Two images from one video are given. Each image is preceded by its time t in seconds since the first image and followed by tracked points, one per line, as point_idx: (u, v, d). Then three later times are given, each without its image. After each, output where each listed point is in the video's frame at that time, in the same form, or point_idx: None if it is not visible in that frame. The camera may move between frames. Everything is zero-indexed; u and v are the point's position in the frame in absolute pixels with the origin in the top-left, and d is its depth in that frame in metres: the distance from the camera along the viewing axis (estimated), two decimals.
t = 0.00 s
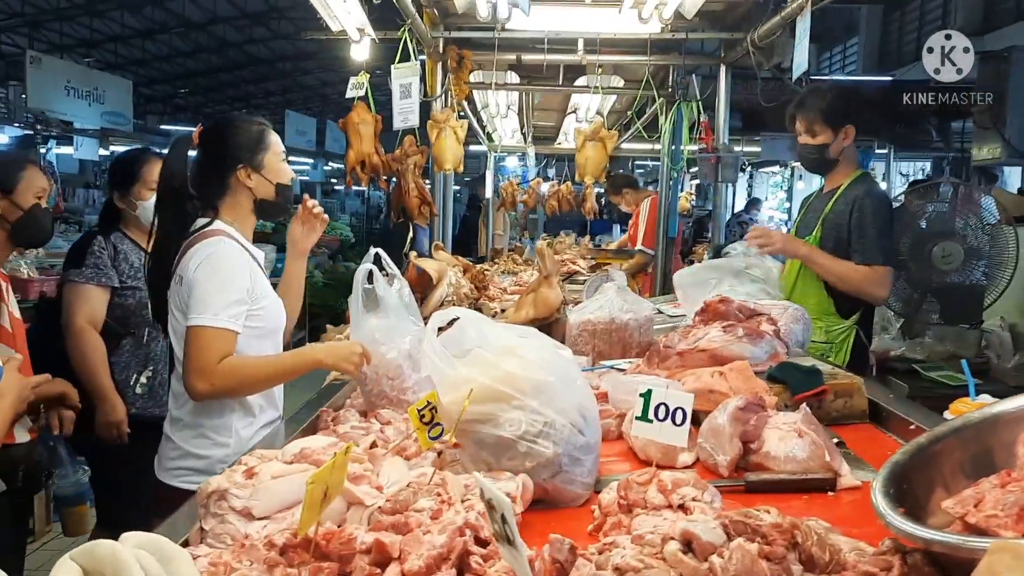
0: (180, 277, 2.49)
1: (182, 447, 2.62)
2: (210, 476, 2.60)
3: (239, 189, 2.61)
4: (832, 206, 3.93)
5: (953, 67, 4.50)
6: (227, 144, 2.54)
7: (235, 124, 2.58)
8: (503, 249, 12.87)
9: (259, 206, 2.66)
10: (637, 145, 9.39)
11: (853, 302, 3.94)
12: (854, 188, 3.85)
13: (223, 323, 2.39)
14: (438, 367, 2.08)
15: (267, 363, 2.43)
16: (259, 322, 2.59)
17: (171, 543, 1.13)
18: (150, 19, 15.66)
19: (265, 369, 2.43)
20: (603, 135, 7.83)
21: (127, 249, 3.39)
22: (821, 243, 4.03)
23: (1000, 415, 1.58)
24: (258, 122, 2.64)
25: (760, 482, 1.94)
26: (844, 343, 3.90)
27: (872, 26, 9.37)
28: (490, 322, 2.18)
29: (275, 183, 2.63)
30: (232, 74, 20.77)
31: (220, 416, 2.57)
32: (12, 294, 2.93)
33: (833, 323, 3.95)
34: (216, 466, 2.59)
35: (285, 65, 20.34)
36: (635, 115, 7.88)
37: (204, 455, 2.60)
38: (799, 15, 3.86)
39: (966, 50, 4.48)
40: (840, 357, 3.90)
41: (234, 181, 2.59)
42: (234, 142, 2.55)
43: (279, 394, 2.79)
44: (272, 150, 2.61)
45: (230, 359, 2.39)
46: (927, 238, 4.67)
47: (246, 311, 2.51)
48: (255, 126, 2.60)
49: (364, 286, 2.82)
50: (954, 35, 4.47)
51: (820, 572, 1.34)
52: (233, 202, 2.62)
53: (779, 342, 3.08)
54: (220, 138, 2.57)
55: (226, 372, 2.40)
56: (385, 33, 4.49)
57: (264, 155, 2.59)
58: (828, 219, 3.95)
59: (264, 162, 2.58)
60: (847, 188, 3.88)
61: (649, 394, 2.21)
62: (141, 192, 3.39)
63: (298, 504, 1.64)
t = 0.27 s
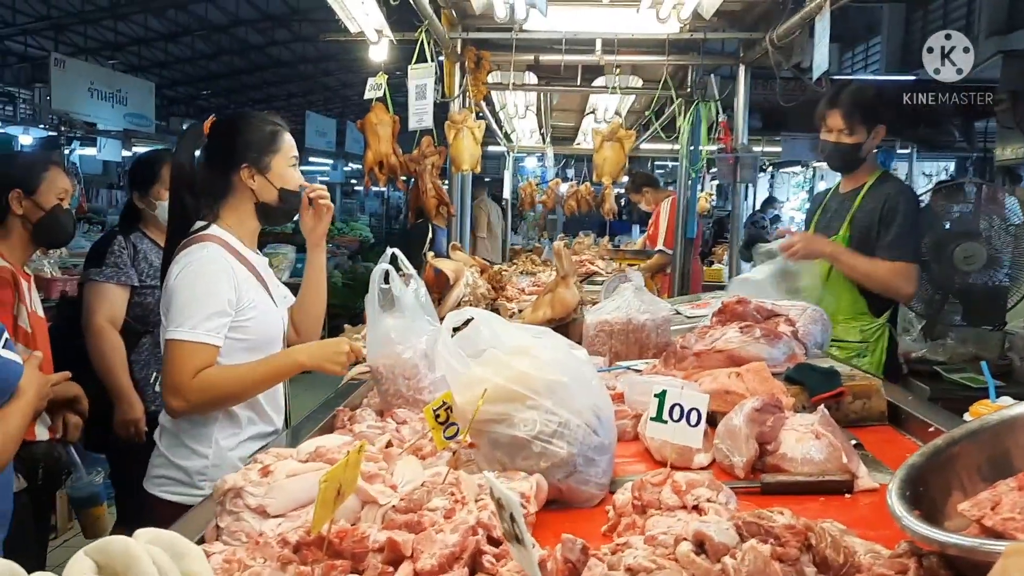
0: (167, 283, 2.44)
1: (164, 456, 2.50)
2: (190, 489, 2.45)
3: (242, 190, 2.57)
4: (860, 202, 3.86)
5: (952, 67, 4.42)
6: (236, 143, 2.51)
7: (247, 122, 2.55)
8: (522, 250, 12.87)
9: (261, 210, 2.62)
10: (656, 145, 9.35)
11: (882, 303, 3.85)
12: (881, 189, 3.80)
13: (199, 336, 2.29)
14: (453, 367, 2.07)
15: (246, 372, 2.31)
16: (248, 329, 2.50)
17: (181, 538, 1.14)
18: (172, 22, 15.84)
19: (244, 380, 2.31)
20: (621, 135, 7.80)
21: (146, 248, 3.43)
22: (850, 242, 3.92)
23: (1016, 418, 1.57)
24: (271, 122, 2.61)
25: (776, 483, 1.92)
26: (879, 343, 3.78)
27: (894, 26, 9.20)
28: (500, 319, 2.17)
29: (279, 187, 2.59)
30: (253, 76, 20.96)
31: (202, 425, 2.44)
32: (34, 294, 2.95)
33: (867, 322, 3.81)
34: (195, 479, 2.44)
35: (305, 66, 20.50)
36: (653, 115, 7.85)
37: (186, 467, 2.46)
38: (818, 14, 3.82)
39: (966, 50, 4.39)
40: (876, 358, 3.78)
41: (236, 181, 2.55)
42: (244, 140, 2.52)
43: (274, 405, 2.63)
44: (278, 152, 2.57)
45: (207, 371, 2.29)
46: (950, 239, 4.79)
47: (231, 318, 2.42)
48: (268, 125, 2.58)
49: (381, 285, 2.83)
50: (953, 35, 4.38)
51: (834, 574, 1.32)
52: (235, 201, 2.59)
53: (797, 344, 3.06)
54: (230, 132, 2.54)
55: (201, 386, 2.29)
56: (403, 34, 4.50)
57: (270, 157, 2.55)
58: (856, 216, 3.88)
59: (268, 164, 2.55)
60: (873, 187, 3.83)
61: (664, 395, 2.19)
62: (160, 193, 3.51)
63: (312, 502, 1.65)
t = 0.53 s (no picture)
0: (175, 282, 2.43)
1: (172, 460, 2.49)
2: (190, 496, 2.43)
3: (254, 187, 2.48)
4: (908, 198, 3.75)
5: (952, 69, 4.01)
6: (259, 139, 2.42)
7: (278, 120, 2.45)
8: (548, 247, 12.85)
9: (271, 211, 2.52)
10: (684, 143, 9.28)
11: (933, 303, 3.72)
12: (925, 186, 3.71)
13: (197, 337, 2.26)
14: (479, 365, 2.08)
15: (242, 372, 2.25)
16: (260, 325, 2.44)
17: (210, 535, 1.16)
18: (203, 23, 16.07)
19: (239, 379, 2.25)
20: (647, 133, 7.76)
21: (176, 248, 3.48)
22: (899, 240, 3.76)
23: None
24: (301, 120, 2.47)
25: (804, 484, 1.90)
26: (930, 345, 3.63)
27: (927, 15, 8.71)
28: (521, 316, 2.18)
29: (289, 191, 2.46)
30: (282, 76, 21.20)
31: (205, 432, 2.40)
32: (67, 292, 2.99)
33: (918, 324, 3.63)
34: (197, 486, 2.41)
35: (333, 65, 20.65)
36: (680, 112, 7.78)
37: (188, 472, 2.45)
38: (848, 9, 3.76)
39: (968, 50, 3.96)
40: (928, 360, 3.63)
41: (249, 176, 2.48)
42: (264, 138, 2.42)
43: (285, 411, 2.54)
44: (298, 154, 2.44)
45: (206, 371, 2.26)
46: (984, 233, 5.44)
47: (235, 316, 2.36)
48: (296, 123, 2.45)
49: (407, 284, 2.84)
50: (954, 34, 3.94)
51: None
52: (251, 197, 2.51)
53: (827, 343, 3.02)
54: (262, 123, 2.46)
55: (201, 386, 2.26)
56: (429, 32, 4.50)
57: (285, 159, 2.43)
58: (904, 212, 3.75)
59: (284, 169, 2.43)
60: (918, 183, 3.72)
61: (690, 395, 2.17)
62: (188, 192, 3.54)
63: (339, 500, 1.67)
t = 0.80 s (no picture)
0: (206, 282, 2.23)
1: (206, 458, 2.34)
2: (228, 496, 2.31)
3: (280, 181, 2.23)
4: (956, 194, 3.52)
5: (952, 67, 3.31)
6: (284, 131, 2.16)
7: (308, 109, 2.18)
8: (564, 244, 12.83)
9: (299, 208, 2.26)
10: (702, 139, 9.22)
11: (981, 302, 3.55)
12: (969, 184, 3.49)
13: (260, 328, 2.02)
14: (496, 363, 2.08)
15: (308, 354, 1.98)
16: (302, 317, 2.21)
17: (226, 529, 1.17)
18: (222, 21, 16.20)
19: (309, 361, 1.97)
20: (664, 130, 7.71)
21: (193, 245, 3.51)
22: (948, 239, 3.55)
23: None
24: (334, 111, 2.20)
25: (820, 481, 1.88)
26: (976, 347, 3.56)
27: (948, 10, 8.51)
28: (539, 317, 2.18)
29: (316, 187, 2.21)
30: (299, 74, 21.32)
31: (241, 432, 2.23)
32: (86, 289, 3.02)
33: (966, 326, 3.52)
34: (234, 487, 2.27)
35: (350, 62, 20.74)
36: (697, 108, 7.74)
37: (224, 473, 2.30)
38: (867, 4, 3.72)
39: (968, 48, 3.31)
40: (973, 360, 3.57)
41: (275, 168, 2.22)
42: (291, 130, 2.15)
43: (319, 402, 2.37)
44: (327, 150, 2.18)
45: (273, 363, 2.00)
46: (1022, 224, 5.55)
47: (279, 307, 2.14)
48: (327, 114, 2.17)
49: (424, 281, 2.85)
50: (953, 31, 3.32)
51: (879, 573, 1.31)
52: (274, 193, 2.26)
53: (844, 340, 3.00)
54: (291, 111, 2.19)
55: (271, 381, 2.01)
56: (445, 30, 4.50)
57: (313, 156, 2.17)
58: (954, 208, 3.53)
59: (312, 165, 2.18)
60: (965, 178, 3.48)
61: (705, 391, 2.16)
62: (205, 189, 3.54)
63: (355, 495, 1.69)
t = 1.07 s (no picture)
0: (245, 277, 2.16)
1: (223, 452, 2.35)
2: (241, 491, 2.31)
3: (330, 182, 2.20)
4: (1006, 193, 3.30)
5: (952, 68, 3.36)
6: (342, 134, 2.13)
7: (369, 116, 2.14)
8: (578, 244, 12.81)
9: (345, 214, 2.24)
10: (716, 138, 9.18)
11: None
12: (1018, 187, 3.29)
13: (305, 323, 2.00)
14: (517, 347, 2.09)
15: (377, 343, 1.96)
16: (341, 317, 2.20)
17: (237, 528, 1.18)
18: (237, 24, 16.31)
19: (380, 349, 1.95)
20: (677, 129, 7.69)
21: (207, 246, 3.54)
22: (1001, 242, 3.31)
23: None
24: (396, 121, 2.17)
25: (831, 481, 1.87)
26: None
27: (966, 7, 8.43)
28: (552, 297, 2.17)
29: (366, 196, 2.20)
30: (314, 75, 21.42)
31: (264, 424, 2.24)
32: (99, 289, 3.05)
33: None
34: (247, 484, 2.28)
35: (365, 64, 20.82)
36: (711, 108, 7.70)
37: (241, 468, 2.30)
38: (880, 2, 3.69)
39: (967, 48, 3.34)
40: None
41: (327, 171, 2.19)
42: (351, 137, 2.12)
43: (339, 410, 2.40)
44: (383, 161, 2.16)
45: (341, 355, 1.97)
46: None
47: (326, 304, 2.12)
48: (389, 125, 2.14)
49: (435, 281, 2.86)
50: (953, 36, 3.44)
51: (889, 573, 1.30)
52: (321, 192, 2.22)
53: (858, 340, 2.97)
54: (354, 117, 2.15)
55: (334, 372, 1.98)
56: (457, 31, 4.51)
57: (370, 166, 2.15)
58: (1006, 207, 3.29)
59: (366, 173, 2.16)
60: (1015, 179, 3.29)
61: (716, 391, 2.15)
62: (219, 190, 3.54)
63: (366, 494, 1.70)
